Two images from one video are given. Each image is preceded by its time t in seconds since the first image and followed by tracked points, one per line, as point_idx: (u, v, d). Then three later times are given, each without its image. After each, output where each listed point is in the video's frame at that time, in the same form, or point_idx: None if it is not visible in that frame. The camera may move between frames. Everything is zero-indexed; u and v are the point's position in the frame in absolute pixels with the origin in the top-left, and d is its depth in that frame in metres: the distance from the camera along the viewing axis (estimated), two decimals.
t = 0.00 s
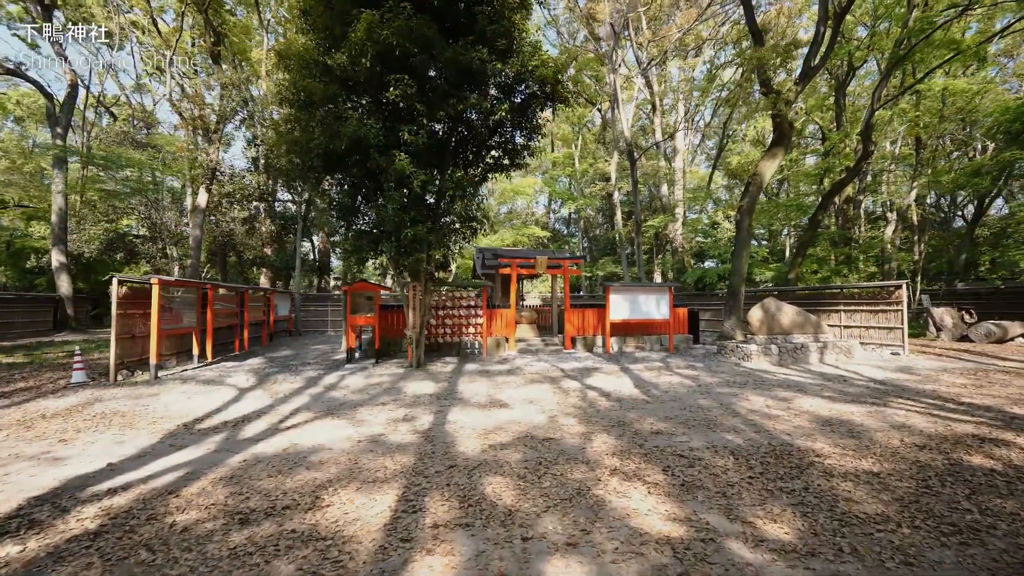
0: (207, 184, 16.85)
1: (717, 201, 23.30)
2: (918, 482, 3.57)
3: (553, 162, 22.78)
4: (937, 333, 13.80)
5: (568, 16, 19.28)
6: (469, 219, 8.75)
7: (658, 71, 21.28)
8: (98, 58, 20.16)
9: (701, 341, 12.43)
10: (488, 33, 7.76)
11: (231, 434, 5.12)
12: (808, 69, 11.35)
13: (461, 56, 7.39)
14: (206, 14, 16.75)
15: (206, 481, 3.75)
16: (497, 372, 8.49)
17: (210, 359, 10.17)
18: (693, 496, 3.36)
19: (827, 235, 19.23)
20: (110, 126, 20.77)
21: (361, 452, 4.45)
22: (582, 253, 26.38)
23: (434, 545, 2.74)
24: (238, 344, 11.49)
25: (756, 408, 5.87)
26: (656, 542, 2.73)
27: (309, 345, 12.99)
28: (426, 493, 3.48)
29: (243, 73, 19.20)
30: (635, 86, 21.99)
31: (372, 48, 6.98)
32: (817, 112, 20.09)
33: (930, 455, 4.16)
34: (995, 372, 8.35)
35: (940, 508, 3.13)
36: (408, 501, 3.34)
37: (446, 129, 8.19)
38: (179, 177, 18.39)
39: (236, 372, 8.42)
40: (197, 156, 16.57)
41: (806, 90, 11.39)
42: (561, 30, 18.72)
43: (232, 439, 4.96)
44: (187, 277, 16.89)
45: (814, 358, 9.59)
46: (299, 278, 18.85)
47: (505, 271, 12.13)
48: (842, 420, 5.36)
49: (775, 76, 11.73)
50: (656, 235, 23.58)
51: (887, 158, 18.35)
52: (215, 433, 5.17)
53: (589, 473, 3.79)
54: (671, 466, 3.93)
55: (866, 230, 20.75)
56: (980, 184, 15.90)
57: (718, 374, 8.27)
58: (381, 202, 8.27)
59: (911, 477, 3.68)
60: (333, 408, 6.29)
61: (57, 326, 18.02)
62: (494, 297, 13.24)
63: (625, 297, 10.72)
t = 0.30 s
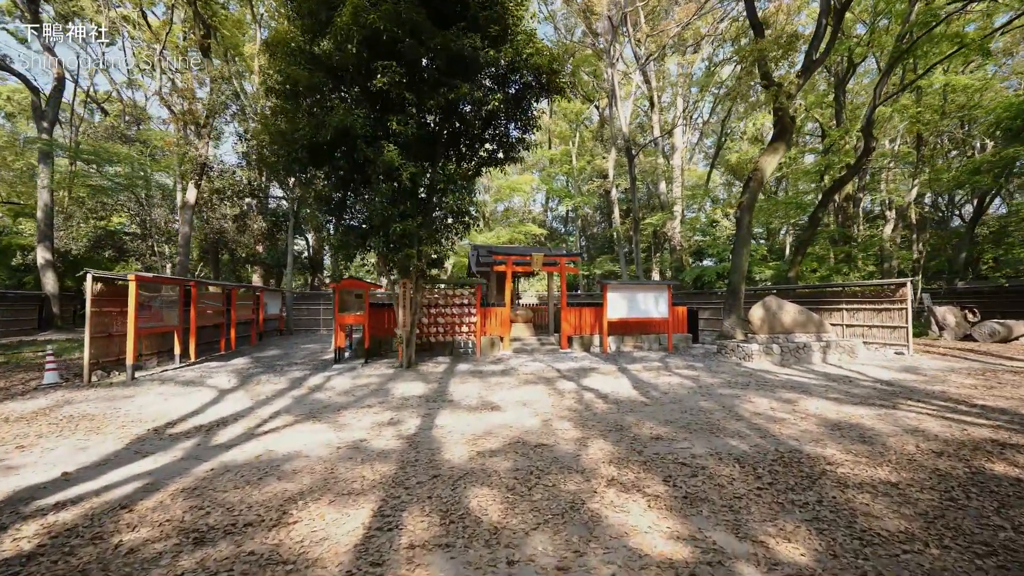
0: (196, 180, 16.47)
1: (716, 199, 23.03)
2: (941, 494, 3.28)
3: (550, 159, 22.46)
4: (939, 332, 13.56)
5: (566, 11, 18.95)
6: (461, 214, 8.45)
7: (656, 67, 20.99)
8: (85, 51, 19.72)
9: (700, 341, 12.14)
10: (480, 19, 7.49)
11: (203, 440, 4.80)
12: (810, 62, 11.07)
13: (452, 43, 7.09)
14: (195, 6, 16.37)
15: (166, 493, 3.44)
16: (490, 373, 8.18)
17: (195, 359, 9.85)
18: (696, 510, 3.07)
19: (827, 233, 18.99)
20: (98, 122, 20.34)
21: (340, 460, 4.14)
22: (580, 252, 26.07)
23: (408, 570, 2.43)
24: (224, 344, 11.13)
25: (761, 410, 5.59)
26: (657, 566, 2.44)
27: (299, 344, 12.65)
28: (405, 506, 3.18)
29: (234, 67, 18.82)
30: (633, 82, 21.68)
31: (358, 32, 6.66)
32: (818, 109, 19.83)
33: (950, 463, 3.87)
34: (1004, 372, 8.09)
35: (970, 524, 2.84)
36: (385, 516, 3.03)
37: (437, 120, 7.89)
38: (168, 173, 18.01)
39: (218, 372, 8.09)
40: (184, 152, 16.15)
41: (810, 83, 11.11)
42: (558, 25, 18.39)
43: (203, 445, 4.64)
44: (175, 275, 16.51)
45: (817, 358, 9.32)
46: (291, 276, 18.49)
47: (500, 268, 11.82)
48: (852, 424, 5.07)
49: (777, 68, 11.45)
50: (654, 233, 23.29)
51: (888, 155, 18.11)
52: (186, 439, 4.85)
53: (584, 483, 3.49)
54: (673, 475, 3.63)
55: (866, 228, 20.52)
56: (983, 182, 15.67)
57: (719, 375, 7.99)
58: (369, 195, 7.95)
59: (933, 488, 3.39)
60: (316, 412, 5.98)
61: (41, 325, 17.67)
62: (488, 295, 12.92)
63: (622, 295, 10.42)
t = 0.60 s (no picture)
0: (186, 177, 16.09)
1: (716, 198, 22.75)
2: (974, 515, 2.98)
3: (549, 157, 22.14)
4: (944, 333, 13.28)
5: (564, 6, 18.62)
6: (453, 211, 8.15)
7: (655, 64, 20.69)
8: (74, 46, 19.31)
9: (701, 342, 11.84)
10: (473, 6, 7.24)
11: (173, 451, 4.48)
12: (815, 56, 10.78)
13: (443, 30, 6.78)
14: None
15: (121, 514, 3.13)
16: (484, 376, 7.87)
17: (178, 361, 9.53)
18: (704, 534, 2.77)
19: (829, 232, 18.73)
20: (89, 118, 19.93)
21: (317, 474, 3.83)
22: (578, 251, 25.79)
23: None
24: (211, 345, 10.80)
25: (768, 417, 5.28)
26: None
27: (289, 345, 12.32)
28: (381, 530, 2.87)
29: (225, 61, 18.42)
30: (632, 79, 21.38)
31: (343, 19, 6.35)
32: (819, 107, 19.55)
33: (977, 477, 3.57)
34: (1017, 375, 7.80)
35: (1012, 553, 2.54)
36: (358, 542, 2.73)
37: (429, 112, 7.59)
38: (159, 170, 17.63)
39: (200, 375, 7.76)
40: (174, 148, 15.76)
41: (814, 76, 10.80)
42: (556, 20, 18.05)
43: (171, 457, 4.31)
44: (164, 274, 16.16)
45: (822, 360, 9.03)
46: (283, 275, 18.15)
47: (495, 267, 11.51)
48: (866, 433, 4.77)
49: (780, 63, 11.17)
50: (653, 232, 23.01)
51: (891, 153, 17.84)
52: (156, 449, 4.53)
53: (581, 502, 3.19)
54: (679, 493, 3.32)
55: (868, 227, 20.26)
56: (987, 181, 15.41)
57: (722, 379, 7.68)
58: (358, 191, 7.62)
59: (964, 508, 3.08)
60: (298, 419, 5.66)
61: (28, 325, 17.48)
62: (484, 295, 12.61)
63: (621, 295, 10.13)
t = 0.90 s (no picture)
0: (176, 171, 15.71)
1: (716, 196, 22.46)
2: (1015, 536, 2.69)
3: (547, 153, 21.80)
4: (949, 333, 13.04)
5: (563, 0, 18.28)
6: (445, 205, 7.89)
7: (655, 60, 20.37)
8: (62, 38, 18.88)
9: (702, 342, 11.55)
10: None
11: (141, 460, 4.16)
12: (820, 48, 10.48)
13: (435, 15, 6.48)
14: None
15: (70, 534, 2.83)
16: (479, 377, 7.55)
17: (161, 361, 9.20)
18: (718, 560, 2.47)
19: (831, 230, 18.45)
20: (80, 114, 19.54)
21: (293, 487, 3.52)
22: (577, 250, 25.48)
23: None
24: (197, 344, 10.46)
25: (777, 423, 4.98)
26: None
27: (280, 345, 11.98)
28: (357, 554, 2.58)
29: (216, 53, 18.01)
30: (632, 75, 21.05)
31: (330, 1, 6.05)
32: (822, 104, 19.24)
33: (1010, 492, 3.28)
34: None
35: None
36: (330, 569, 2.43)
37: (422, 102, 7.34)
38: (149, 166, 17.25)
39: (182, 376, 7.44)
40: (164, 142, 15.39)
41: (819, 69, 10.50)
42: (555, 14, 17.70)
43: (138, 467, 3.99)
44: (153, 272, 15.79)
45: (828, 361, 8.76)
46: (276, 273, 17.79)
47: (492, 265, 11.21)
48: (884, 440, 4.48)
49: (784, 55, 10.88)
50: (653, 230, 22.71)
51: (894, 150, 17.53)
52: (123, 457, 4.22)
53: (580, 521, 2.89)
54: (687, 509, 3.03)
55: (870, 226, 19.98)
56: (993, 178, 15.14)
57: (725, 381, 7.38)
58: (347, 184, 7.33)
59: (1003, 528, 2.79)
60: (280, 423, 5.34)
61: (16, 323, 17.08)
62: (480, 294, 12.30)
63: (621, 294, 9.84)
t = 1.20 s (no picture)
0: (165, 166, 15.35)
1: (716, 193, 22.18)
2: None
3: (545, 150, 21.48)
4: (954, 333, 12.79)
5: None
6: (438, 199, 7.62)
7: (655, 55, 20.06)
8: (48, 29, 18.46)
9: (704, 342, 11.27)
10: None
11: (104, 471, 3.85)
12: (826, 40, 10.19)
13: None
14: None
15: (5, 561, 2.51)
16: (473, 379, 7.24)
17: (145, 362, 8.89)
18: None
19: (833, 228, 18.19)
20: (71, 108, 19.18)
21: (263, 504, 3.21)
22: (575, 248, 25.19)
23: None
24: (183, 344, 10.14)
25: (788, 431, 4.68)
26: None
27: (270, 344, 11.66)
28: None
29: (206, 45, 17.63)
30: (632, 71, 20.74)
31: None
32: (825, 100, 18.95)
33: None
34: None
35: None
36: None
37: (413, 92, 7.09)
38: (139, 161, 16.89)
39: (162, 378, 7.12)
40: (153, 136, 15.02)
41: (825, 61, 10.20)
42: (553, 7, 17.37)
43: (99, 479, 3.68)
44: (142, 269, 15.43)
45: (834, 362, 8.49)
46: (268, 271, 17.45)
47: (488, 263, 10.90)
48: (904, 449, 4.19)
49: (789, 47, 10.57)
50: (653, 228, 22.43)
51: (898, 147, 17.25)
52: (85, 469, 3.90)
53: (579, 547, 2.58)
54: (697, 531, 2.74)
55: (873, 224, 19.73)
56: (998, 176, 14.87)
57: (729, 383, 7.09)
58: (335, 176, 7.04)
59: None
60: (260, 429, 5.03)
61: None
62: (476, 292, 12.00)
63: (621, 292, 9.54)
